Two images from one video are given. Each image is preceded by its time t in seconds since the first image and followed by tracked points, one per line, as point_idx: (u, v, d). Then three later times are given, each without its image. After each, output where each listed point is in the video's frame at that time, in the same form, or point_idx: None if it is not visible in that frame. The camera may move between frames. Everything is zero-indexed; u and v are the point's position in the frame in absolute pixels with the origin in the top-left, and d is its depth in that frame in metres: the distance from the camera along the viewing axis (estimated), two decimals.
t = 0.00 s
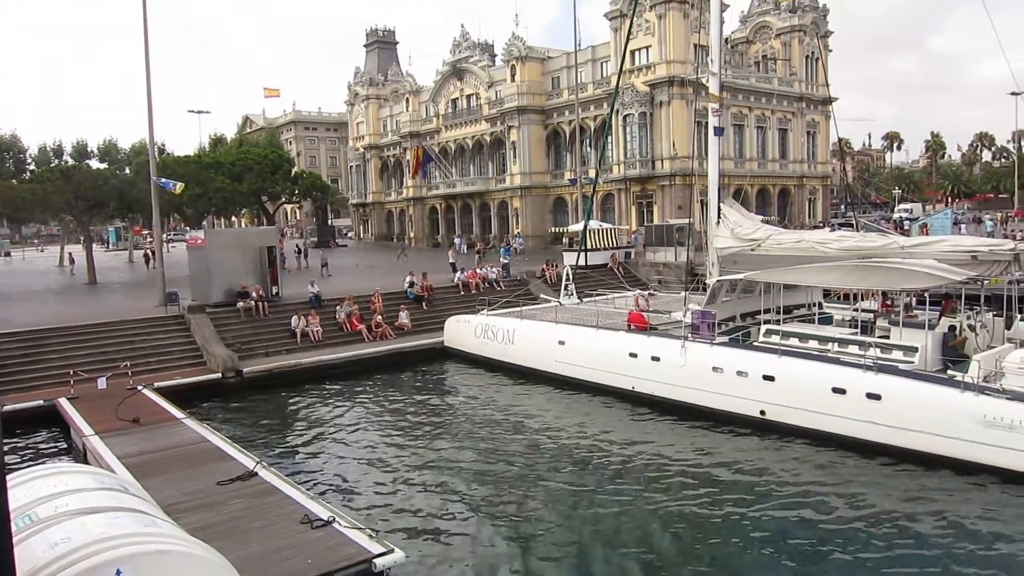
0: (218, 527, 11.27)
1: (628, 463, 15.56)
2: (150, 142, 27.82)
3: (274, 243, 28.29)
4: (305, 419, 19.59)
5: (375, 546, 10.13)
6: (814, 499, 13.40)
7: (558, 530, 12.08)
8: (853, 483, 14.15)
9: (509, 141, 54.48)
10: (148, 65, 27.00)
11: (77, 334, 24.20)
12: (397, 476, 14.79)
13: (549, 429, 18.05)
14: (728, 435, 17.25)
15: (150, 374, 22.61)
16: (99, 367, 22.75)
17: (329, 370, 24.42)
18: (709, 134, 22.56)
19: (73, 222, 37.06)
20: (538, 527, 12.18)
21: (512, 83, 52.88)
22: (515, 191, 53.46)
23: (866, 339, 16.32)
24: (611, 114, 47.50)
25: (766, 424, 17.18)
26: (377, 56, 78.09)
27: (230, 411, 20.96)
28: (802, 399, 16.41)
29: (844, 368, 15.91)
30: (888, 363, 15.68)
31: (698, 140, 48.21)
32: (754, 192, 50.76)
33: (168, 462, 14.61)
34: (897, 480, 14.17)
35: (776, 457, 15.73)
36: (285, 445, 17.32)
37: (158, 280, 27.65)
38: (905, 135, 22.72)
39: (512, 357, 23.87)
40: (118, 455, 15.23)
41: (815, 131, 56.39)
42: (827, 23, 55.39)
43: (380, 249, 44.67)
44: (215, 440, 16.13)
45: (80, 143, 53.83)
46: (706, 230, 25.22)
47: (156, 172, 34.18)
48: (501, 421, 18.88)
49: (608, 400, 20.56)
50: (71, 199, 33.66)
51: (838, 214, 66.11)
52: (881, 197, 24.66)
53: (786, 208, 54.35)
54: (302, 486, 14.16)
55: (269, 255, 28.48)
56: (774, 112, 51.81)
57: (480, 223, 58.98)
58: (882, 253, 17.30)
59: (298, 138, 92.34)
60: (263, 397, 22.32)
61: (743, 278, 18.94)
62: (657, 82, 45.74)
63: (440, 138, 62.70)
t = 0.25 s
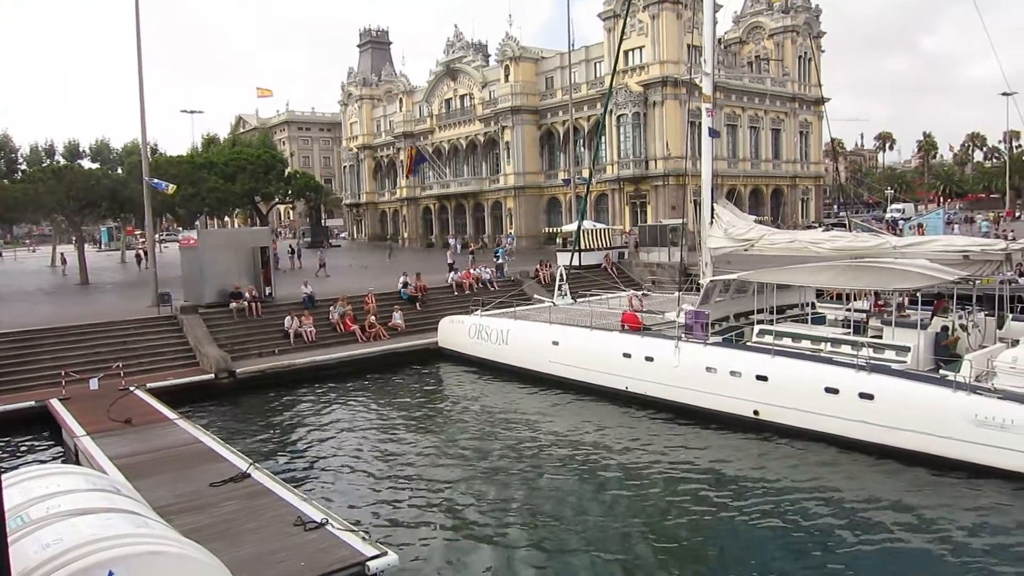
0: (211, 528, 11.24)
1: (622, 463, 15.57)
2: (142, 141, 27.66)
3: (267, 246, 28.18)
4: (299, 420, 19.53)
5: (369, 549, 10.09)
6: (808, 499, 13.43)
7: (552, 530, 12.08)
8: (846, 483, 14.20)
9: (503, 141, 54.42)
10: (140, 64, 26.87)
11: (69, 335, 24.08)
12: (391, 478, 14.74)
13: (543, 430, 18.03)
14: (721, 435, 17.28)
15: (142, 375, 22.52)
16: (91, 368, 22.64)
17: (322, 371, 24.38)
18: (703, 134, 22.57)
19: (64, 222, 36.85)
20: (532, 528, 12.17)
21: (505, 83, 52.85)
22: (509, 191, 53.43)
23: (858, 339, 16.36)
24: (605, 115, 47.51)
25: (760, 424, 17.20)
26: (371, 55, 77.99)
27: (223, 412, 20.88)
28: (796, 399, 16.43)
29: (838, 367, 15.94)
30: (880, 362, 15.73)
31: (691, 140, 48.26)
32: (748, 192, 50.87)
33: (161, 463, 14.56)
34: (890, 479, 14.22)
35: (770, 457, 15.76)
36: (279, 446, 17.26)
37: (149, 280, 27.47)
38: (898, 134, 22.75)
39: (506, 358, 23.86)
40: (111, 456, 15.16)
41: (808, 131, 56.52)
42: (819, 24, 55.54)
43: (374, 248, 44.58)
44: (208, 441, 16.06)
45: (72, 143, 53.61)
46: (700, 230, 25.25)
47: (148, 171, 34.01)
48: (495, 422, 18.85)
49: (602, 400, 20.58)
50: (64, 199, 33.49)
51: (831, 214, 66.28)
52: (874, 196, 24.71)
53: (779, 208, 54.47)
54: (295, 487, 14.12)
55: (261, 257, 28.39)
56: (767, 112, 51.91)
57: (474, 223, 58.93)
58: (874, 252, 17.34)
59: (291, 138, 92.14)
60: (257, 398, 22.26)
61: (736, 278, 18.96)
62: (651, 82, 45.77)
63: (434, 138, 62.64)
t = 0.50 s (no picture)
0: (206, 530, 11.19)
1: (617, 464, 15.56)
2: (136, 142, 27.56)
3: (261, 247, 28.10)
4: (293, 422, 19.47)
5: (364, 552, 10.06)
6: (803, 499, 13.45)
7: (548, 532, 12.06)
8: (841, 483, 14.22)
9: (498, 142, 54.42)
10: (134, 64, 26.77)
11: (62, 337, 23.97)
12: (386, 480, 14.70)
13: (538, 431, 18.02)
14: (717, 435, 17.28)
15: (137, 376, 22.44)
16: (84, 370, 22.54)
17: (317, 372, 24.32)
18: (697, 135, 22.60)
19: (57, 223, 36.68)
20: (528, 529, 12.15)
21: (500, 83, 52.84)
22: (504, 191, 53.45)
23: (853, 340, 16.39)
24: (600, 115, 47.58)
25: (755, 425, 17.21)
26: (366, 56, 77.91)
27: (217, 413, 20.79)
28: (790, 399, 16.45)
29: (833, 368, 15.95)
30: (874, 363, 15.75)
31: (686, 141, 48.34)
32: (742, 192, 51.01)
33: (156, 465, 14.50)
34: (885, 479, 14.24)
35: (765, 457, 15.77)
36: (273, 448, 17.20)
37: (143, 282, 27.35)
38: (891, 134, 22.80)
39: (501, 358, 23.84)
40: (104, 458, 15.08)
41: (802, 132, 56.66)
42: (813, 25, 55.73)
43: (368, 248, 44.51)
44: (202, 443, 15.98)
45: (66, 143, 53.45)
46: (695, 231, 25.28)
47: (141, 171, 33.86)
48: (491, 422, 18.81)
49: (597, 401, 20.57)
50: (57, 200, 33.37)
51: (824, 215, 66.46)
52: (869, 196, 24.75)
53: (774, 209, 54.62)
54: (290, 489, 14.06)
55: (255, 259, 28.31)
56: (762, 113, 52.06)
57: (469, 224, 58.92)
58: (869, 253, 17.39)
59: (286, 139, 92.06)
60: (251, 399, 22.19)
61: (731, 279, 18.98)
62: (646, 83, 45.85)
63: (429, 139, 62.59)
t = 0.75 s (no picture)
0: (200, 533, 11.17)
1: (612, 465, 15.57)
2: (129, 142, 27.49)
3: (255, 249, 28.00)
4: (288, 423, 19.44)
5: (359, 554, 10.05)
6: (798, 500, 13.47)
7: (543, 533, 12.05)
8: (836, 483, 14.26)
9: (493, 142, 54.40)
10: (128, 63, 26.70)
11: (56, 338, 23.89)
12: (381, 481, 14.70)
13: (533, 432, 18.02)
14: (711, 436, 17.31)
15: (130, 377, 22.38)
16: (78, 370, 22.47)
17: (312, 372, 24.28)
18: (692, 135, 22.64)
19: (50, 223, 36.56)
20: (523, 531, 12.15)
21: (495, 84, 52.83)
22: (499, 192, 53.45)
23: (847, 341, 16.43)
24: (595, 116, 47.62)
25: (749, 425, 17.24)
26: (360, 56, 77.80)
27: (212, 414, 20.74)
28: (785, 400, 16.48)
29: (827, 369, 15.98)
30: (868, 364, 15.79)
31: (680, 141, 48.40)
32: (737, 193, 51.12)
33: (151, 466, 14.47)
34: (879, 480, 14.29)
35: (759, 458, 15.79)
36: (268, 449, 17.18)
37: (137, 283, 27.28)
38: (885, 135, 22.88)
39: (496, 359, 23.84)
40: (98, 460, 15.03)
41: (796, 132, 56.78)
42: (807, 26, 55.87)
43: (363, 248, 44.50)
44: (196, 444, 15.95)
45: (59, 144, 53.29)
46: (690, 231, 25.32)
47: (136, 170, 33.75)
48: (486, 423, 18.82)
49: (592, 401, 20.58)
50: (51, 200, 33.27)
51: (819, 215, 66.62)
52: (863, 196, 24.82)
53: (768, 210, 54.74)
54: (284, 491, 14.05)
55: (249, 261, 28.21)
56: (756, 113, 52.16)
57: (464, 224, 58.90)
58: (862, 254, 17.44)
59: (281, 139, 91.90)
60: (246, 400, 22.15)
61: (726, 279, 19.02)
62: (641, 83, 45.91)
63: (424, 139, 62.54)
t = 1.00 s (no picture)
0: (195, 533, 11.14)
1: (607, 466, 15.59)
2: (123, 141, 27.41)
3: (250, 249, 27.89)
4: (283, 424, 19.43)
5: (354, 555, 10.05)
6: (792, 501, 13.52)
7: (538, 534, 12.07)
8: (830, 484, 14.31)
9: (488, 143, 54.40)
10: (122, 63, 26.66)
11: (49, 338, 23.83)
12: (376, 481, 14.72)
13: (528, 432, 18.05)
14: (706, 436, 17.35)
15: (124, 377, 22.33)
16: (72, 371, 22.42)
17: (306, 373, 24.26)
18: (687, 137, 22.69)
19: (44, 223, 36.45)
20: (518, 531, 12.16)
21: (490, 84, 52.85)
22: (494, 192, 53.49)
23: (841, 342, 16.49)
24: (590, 116, 47.69)
25: (744, 426, 17.29)
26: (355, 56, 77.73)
27: (206, 415, 20.70)
28: (779, 401, 16.53)
29: (821, 370, 16.03)
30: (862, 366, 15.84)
31: (675, 142, 48.51)
32: (731, 194, 51.25)
33: (145, 467, 14.45)
34: (872, 480, 14.34)
35: (753, 459, 15.84)
36: (263, 450, 17.16)
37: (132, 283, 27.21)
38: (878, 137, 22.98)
39: (491, 360, 23.85)
40: (92, 461, 14.99)
41: (791, 134, 56.92)
42: (802, 27, 56.05)
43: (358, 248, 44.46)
44: (190, 445, 15.93)
45: (53, 143, 53.13)
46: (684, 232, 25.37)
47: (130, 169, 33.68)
48: (481, 424, 18.82)
49: (586, 402, 20.61)
50: (45, 199, 33.16)
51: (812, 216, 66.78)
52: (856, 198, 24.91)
53: (762, 211, 54.88)
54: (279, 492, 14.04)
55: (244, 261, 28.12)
56: (751, 114, 52.29)
57: (459, 225, 58.88)
58: (856, 255, 17.52)
59: (276, 139, 91.76)
60: (240, 401, 22.11)
61: (721, 280, 19.08)
62: (635, 85, 46.00)
63: (419, 140, 62.53)
